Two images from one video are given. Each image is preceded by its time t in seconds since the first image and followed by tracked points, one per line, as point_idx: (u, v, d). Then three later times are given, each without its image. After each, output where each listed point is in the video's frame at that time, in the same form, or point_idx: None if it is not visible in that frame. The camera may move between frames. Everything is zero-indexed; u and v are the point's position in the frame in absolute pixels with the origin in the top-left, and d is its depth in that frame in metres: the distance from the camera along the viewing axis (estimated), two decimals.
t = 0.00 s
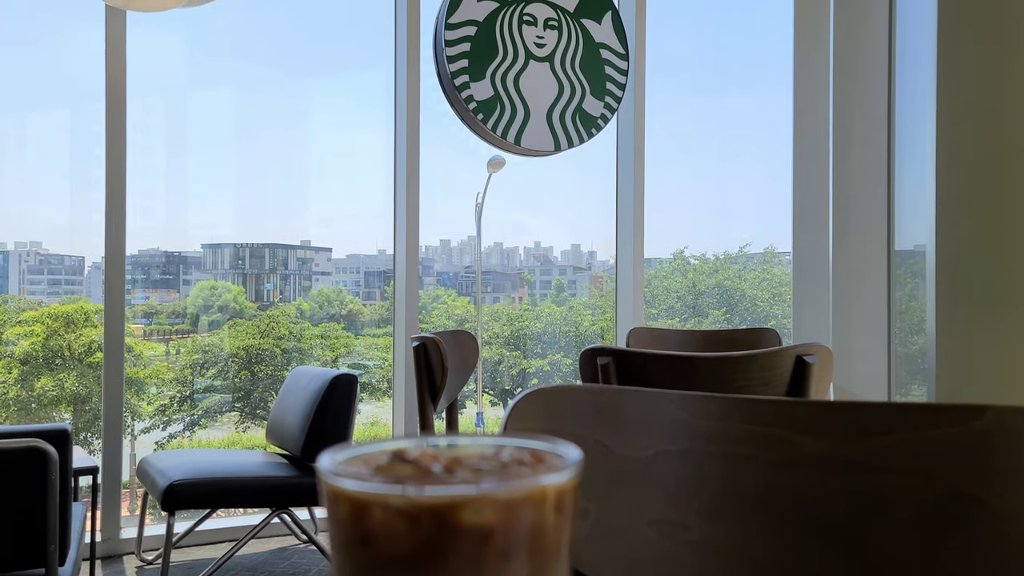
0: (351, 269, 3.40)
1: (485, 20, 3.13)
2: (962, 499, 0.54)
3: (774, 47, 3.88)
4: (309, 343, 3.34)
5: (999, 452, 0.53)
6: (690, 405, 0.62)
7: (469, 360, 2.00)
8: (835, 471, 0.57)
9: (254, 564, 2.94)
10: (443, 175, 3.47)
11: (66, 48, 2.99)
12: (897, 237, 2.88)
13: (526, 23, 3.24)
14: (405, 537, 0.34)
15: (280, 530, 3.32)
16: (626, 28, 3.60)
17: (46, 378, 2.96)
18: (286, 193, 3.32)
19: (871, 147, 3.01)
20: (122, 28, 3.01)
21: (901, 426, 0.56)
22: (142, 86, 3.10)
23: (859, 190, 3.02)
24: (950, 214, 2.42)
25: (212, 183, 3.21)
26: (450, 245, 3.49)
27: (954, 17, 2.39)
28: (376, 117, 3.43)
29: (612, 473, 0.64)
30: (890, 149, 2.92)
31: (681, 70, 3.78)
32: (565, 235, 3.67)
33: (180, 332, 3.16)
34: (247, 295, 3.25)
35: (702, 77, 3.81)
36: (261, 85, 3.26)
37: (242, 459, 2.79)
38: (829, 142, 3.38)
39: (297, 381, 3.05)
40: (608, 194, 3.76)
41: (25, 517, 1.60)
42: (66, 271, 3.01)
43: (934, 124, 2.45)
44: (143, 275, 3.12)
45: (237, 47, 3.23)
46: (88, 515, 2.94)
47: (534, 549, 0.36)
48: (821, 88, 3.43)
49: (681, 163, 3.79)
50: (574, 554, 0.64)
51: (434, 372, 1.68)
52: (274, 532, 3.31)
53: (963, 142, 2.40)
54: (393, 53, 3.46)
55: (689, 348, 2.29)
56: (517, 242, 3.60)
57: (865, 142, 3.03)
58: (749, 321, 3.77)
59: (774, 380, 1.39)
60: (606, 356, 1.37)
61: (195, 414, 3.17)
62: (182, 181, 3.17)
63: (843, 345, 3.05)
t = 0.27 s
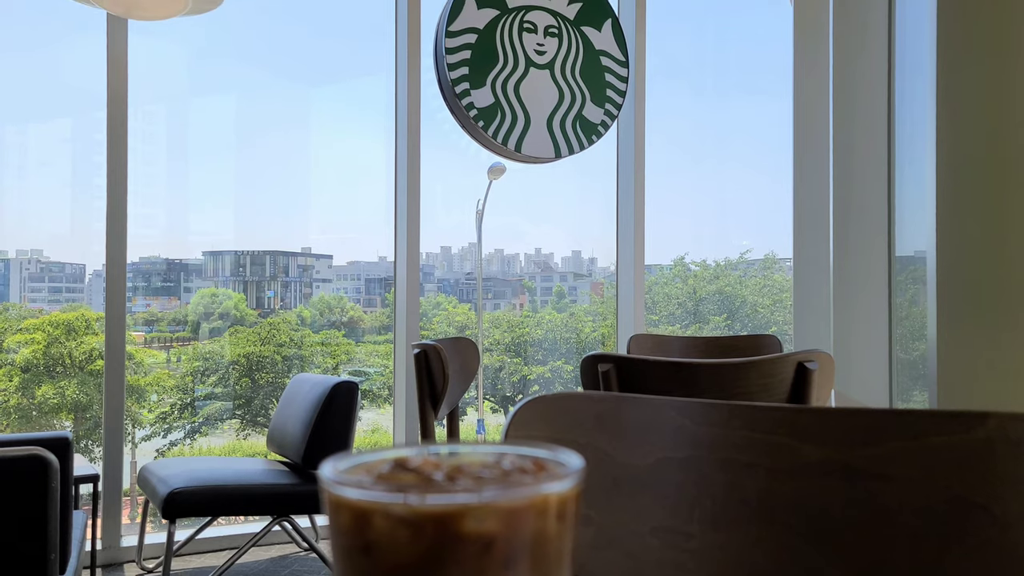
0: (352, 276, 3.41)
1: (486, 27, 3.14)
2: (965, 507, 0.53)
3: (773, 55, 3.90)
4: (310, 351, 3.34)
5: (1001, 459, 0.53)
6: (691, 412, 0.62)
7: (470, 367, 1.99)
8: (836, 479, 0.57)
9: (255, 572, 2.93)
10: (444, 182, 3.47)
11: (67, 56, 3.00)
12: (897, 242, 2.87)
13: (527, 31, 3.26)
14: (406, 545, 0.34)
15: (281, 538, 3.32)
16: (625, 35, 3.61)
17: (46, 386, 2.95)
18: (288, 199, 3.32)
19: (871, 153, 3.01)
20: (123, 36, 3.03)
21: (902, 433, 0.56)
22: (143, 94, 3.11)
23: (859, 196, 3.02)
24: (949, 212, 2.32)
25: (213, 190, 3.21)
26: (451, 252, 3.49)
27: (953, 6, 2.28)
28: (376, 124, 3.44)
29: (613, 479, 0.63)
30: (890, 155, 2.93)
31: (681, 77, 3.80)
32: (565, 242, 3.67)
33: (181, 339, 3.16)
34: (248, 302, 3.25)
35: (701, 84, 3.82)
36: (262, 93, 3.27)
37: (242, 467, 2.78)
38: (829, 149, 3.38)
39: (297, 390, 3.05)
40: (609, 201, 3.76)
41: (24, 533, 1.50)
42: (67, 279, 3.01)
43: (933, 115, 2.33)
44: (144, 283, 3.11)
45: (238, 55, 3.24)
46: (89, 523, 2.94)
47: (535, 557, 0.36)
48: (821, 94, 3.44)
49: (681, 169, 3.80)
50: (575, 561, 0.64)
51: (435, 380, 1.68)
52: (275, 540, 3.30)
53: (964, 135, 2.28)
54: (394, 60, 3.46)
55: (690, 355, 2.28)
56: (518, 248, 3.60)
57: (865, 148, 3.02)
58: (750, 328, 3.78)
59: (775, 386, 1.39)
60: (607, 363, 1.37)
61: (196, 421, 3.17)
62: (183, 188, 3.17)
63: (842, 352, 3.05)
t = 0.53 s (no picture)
0: (353, 280, 3.41)
1: (486, 32, 3.14)
2: (966, 511, 0.54)
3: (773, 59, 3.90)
4: (311, 355, 3.34)
5: (1002, 463, 0.53)
6: (693, 416, 0.62)
7: (471, 371, 1.99)
8: (838, 483, 0.57)
9: None
10: (445, 186, 3.48)
11: (69, 62, 3.01)
12: (898, 245, 2.87)
13: (527, 35, 3.25)
14: (407, 550, 0.34)
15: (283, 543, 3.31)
16: (626, 40, 3.62)
17: (48, 392, 2.96)
18: (289, 203, 3.33)
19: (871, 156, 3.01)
20: (125, 42, 3.03)
21: (903, 437, 0.56)
22: (145, 99, 3.11)
23: (861, 200, 3.02)
24: (952, 212, 2.31)
25: (214, 195, 3.21)
26: (452, 256, 3.49)
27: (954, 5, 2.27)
28: (377, 128, 3.44)
29: (614, 484, 0.62)
30: (891, 158, 2.92)
31: (681, 81, 3.80)
32: (566, 246, 3.67)
33: (182, 344, 3.16)
34: (249, 307, 3.25)
35: (702, 87, 3.83)
36: (263, 98, 3.28)
37: (244, 472, 2.78)
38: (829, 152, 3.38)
39: (299, 394, 3.05)
40: (609, 204, 3.76)
41: (25, 539, 1.49)
42: (69, 284, 3.01)
43: (934, 119, 2.33)
44: (145, 287, 3.12)
45: (240, 61, 3.25)
46: (90, 528, 2.93)
47: (536, 561, 0.36)
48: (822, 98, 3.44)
49: (681, 173, 3.80)
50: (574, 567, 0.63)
51: (437, 384, 1.68)
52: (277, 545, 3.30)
53: (965, 137, 2.28)
54: (395, 65, 3.47)
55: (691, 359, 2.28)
56: (519, 252, 3.60)
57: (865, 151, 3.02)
58: (751, 331, 3.77)
59: (777, 390, 1.39)
60: (609, 367, 1.37)
61: (197, 426, 3.17)
62: (184, 193, 3.18)
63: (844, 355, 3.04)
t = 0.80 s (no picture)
0: (355, 286, 3.41)
1: (486, 38, 3.15)
2: (969, 517, 0.54)
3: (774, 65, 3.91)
4: (313, 360, 3.33)
5: (1004, 468, 0.53)
6: (695, 422, 0.61)
7: (473, 377, 1.99)
8: (840, 489, 0.56)
9: None
10: (446, 191, 3.48)
11: (72, 68, 3.02)
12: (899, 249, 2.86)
13: (527, 41, 3.26)
14: (410, 557, 0.34)
15: (285, 548, 3.31)
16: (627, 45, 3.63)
17: (50, 398, 2.96)
18: (291, 208, 3.33)
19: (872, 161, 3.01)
20: (127, 48, 3.04)
21: (905, 442, 0.56)
22: (146, 105, 3.12)
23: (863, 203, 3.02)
24: (952, 212, 2.30)
25: (215, 200, 3.22)
26: (453, 261, 3.49)
27: (952, 7, 2.28)
28: (379, 134, 3.45)
29: (616, 490, 0.62)
30: (892, 162, 2.92)
31: (681, 86, 3.81)
32: (567, 251, 3.67)
33: (184, 349, 3.16)
34: (251, 313, 3.25)
35: (702, 92, 3.83)
36: (265, 104, 3.29)
37: (246, 478, 2.78)
38: (831, 156, 3.38)
39: (300, 400, 3.04)
40: (611, 208, 3.76)
41: (27, 545, 1.49)
42: (71, 289, 3.02)
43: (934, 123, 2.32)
44: (147, 293, 3.12)
45: (242, 67, 3.26)
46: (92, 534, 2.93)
47: (539, 567, 0.36)
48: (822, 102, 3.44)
49: (683, 177, 3.80)
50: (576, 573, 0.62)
51: (438, 389, 1.68)
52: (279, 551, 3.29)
53: (966, 141, 2.27)
54: (396, 70, 3.48)
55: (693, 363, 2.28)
56: (520, 257, 3.60)
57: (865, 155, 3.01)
58: (753, 335, 3.77)
59: (779, 394, 1.39)
60: (610, 372, 1.37)
61: (199, 432, 3.17)
62: (186, 198, 3.18)
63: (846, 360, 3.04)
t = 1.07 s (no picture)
0: (357, 290, 3.41)
1: (488, 43, 3.16)
2: (973, 521, 0.53)
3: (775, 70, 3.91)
4: (315, 365, 3.34)
5: (1007, 472, 0.53)
6: (697, 426, 0.61)
7: (476, 381, 1.99)
8: (843, 493, 0.56)
9: None
10: (449, 195, 3.48)
11: (75, 74, 3.03)
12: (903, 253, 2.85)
13: (529, 46, 3.27)
14: (412, 562, 0.34)
15: (287, 554, 3.30)
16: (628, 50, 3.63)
17: (53, 403, 2.96)
18: (293, 213, 3.33)
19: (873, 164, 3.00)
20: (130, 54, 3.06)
21: (909, 446, 0.56)
22: (149, 110, 3.12)
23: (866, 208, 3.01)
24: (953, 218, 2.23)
25: (218, 205, 3.22)
26: (456, 265, 3.50)
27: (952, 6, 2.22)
28: (381, 138, 3.45)
29: (618, 495, 0.62)
30: (894, 165, 2.92)
31: (682, 90, 3.81)
32: (569, 255, 3.67)
33: (187, 354, 3.16)
34: (253, 317, 3.25)
35: (704, 97, 3.83)
36: (267, 109, 3.29)
37: (249, 483, 2.78)
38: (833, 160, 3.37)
39: (303, 404, 3.05)
40: (613, 212, 3.77)
41: (30, 550, 1.49)
42: (74, 294, 3.02)
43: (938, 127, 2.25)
44: (150, 298, 3.12)
45: (244, 73, 3.26)
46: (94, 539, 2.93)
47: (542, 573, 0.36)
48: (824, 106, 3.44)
49: (685, 180, 3.80)
50: None
51: (441, 394, 1.68)
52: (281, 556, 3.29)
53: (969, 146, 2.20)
54: (399, 75, 3.48)
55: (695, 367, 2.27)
56: (523, 261, 3.60)
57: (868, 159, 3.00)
58: (756, 339, 3.77)
59: (782, 399, 1.39)
60: (613, 376, 1.37)
61: (202, 436, 3.17)
62: (188, 203, 3.19)
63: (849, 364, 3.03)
